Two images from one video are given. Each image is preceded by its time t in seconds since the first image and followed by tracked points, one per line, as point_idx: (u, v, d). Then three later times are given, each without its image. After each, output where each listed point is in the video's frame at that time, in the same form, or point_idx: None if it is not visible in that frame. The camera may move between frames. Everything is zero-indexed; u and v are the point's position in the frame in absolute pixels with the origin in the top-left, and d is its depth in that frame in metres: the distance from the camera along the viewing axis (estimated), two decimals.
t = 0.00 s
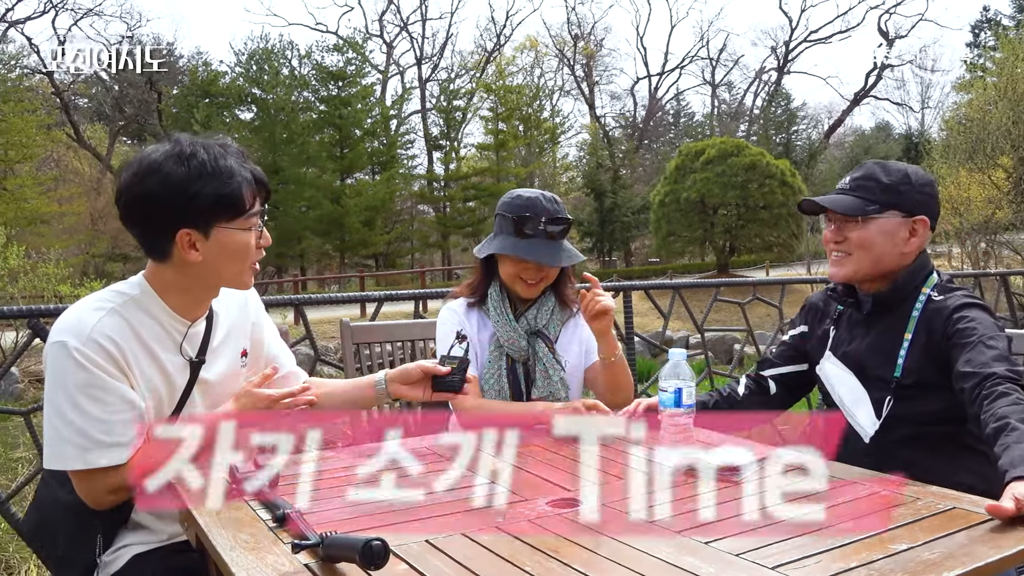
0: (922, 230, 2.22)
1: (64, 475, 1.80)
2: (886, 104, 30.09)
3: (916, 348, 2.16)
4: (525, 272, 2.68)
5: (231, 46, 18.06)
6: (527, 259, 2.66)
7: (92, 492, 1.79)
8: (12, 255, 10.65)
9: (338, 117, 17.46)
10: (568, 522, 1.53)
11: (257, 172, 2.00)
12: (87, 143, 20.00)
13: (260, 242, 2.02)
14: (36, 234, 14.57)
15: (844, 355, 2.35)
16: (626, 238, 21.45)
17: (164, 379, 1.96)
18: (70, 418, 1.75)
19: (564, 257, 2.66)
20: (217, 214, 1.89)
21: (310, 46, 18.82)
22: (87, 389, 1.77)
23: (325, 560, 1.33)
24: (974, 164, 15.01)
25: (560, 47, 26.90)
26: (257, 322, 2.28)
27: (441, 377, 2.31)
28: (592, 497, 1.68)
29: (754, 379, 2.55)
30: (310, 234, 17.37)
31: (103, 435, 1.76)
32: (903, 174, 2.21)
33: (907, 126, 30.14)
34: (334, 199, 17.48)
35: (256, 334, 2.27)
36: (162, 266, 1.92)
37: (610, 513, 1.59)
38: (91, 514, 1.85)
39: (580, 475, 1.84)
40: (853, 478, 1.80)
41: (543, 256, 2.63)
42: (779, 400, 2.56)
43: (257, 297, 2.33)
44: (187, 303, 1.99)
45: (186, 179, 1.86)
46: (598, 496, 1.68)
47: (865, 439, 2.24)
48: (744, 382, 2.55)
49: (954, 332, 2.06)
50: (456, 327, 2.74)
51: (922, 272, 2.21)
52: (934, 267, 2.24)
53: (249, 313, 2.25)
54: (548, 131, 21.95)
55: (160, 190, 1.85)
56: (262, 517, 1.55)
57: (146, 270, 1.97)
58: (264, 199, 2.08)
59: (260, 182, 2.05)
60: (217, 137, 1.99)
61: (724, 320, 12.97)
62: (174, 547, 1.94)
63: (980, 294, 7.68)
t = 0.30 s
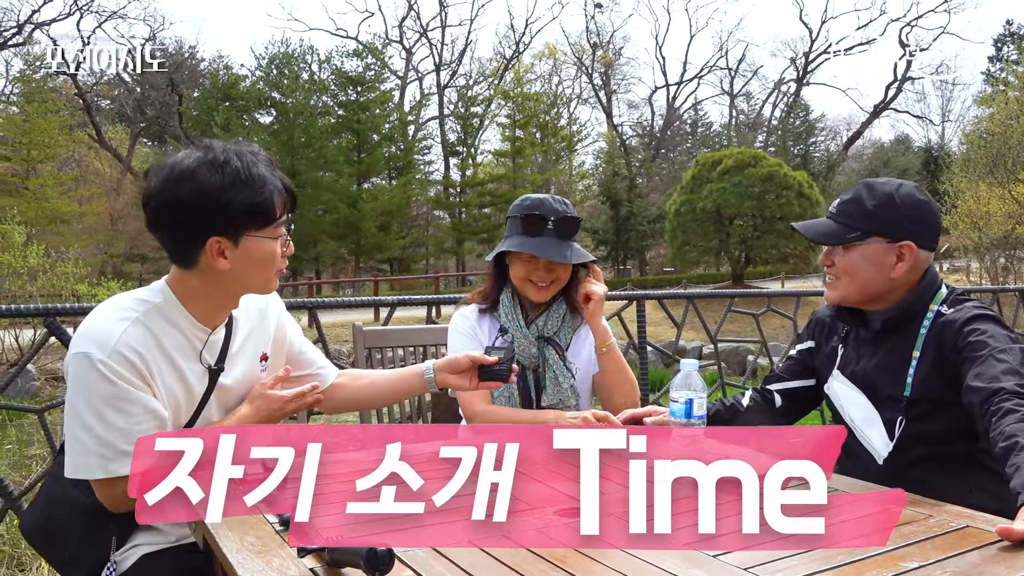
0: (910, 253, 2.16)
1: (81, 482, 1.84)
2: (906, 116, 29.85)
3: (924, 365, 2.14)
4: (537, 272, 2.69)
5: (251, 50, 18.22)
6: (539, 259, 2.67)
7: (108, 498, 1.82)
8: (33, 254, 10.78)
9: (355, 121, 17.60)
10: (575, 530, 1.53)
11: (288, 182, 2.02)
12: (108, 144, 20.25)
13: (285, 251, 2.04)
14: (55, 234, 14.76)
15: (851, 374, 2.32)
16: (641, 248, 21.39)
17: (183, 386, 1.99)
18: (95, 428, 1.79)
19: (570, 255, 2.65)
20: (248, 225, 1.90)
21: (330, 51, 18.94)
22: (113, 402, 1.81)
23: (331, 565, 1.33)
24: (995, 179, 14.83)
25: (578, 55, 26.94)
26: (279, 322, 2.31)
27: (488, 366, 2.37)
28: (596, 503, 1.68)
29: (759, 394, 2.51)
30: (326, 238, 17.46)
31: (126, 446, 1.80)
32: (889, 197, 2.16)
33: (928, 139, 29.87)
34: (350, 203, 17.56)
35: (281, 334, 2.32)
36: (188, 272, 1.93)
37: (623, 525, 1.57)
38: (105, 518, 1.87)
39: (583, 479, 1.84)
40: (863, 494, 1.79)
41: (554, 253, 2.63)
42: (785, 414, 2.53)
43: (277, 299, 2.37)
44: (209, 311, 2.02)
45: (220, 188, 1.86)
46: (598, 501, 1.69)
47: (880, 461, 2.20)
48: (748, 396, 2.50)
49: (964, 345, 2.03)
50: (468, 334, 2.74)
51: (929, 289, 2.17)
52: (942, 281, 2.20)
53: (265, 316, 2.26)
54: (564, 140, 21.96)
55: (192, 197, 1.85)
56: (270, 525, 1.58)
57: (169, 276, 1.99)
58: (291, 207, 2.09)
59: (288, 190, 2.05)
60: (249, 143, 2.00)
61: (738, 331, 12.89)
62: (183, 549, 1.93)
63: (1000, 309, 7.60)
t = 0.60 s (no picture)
0: (895, 259, 2.16)
1: (83, 484, 1.83)
2: (905, 117, 29.87)
3: (912, 365, 2.14)
4: (536, 270, 2.69)
5: (250, 53, 18.23)
6: (540, 256, 2.67)
7: (109, 501, 1.81)
8: (32, 259, 10.77)
9: (354, 124, 17.60)
10: (572, 532, 1.52)
11: (311, 198, 2.00)
12: (106, 149, 20.27)
13: (302, 265, 2.02)
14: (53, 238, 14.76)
15: (841, 375, 2.33)
16: (640, 249, 21.43)
17: (192, 395, 1.98)
18: (103, 434, 1.78)
19: (570, 251, 2.65)
20: (270, 240, 1.88)
21: (329, 54, 18.95)
22: (123, 409, 1.80)
23: (327, 569, 1.32)
24: (993, 178, 14.85)
25: (576, 57, 26.98)
26: (290, 332, 2.27)
27: (499, 373, 2.42)
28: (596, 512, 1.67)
29: (759, 398, 2.51)
30: (325, 241, 17.46)
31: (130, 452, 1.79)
32: (872, 202, 2.15)
33: (926, 139, 29.92)
34: (349, 206, 17.55)
35: (292, 342, 2.28)
36: (206, 283, 1.91)
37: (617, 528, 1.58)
38: (107, 520, 1.87)
39: (581, 480, 1.83)
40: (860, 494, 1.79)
41: (554, 249, 2.63)
42: (785, 415, 2.54)
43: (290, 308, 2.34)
44: (225, 321, 2.00)
45: (246, 203, 1.85)
46: (595, 502, 1.68)
47: (868, 460, 2.22)
48: (750, 401, 2.50)
49: (951, 344, 2.02)
50: (463, 340, 2.71)
51: (918, 290, 2.17)
52: (931, 282, 2.20)
53: (278, 324, 2.23)
54: (563, 142, 22.01)
55: (217, 210, 1.83)
56: (266, 526, 1.57)
57: (186, 284, 1.97)
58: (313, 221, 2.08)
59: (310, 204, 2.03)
60: (274, 157, 1.97)
61: (737, 332, 12.90)
62: (184, 553, 1.93)
63: (999, 309, 7.59)
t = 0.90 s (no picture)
0: (891, 266, 2.16)
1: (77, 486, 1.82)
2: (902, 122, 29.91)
3: (909, 370, 2.14)
4: (543, 274, 2.69)
5: (248, 56, 18.24)
6: (546, 260, 2.69)
7: (103, 504, 1.80)
8: (27, 261, 10.73)
9: (352, 127, 17.57)
10: (567, 538, 1.51)
11: (314, 204, 2.00)
12: (103, 151, 20.25)
13: (305, 271, 2.02)
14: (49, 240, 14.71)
15: (839, 382, 2.33)
16: (638, 253, 21.43)
17: (192, 400, 1.96)
18: (99, 438, 1.76)
19: (575, 252, 2.67)
20: (273, 245, 1.88)
21: (327, 57, 18.95)
22: (121, 413, 1.78)
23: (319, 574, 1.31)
24: (990, 184, 14.90)
25: (574, 61, 27.02)
26: (290, 337, 2.26)
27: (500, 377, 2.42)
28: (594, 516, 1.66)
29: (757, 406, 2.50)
30: (323, 244, 17.46)
31: (127, 457, 1.77)
32: (866, 210, 2.16)
33: (923, 144, 30.00)
34: (347, 209, 17.51)
35: (292, 346, 2.26)
36: (209, 288, 1.90)
37: (610, 531, 1.57)
38: (99, 521, 1.86)
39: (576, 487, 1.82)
40: (858, 500, 1.78)
41: (563, 251, 2.67)
42: (784, 422, 2.53)
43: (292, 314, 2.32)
44: (225, 327, 1.98)
45: (249, 207, 1.84)
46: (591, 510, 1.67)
47: (864, 466, 2.21)
48: (748, 407, 2.51)
49: (947, 348, 2.02)
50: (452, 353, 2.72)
51: (915, 295, 2.17)
52: (928, 287, 2.20)
53: (279, 330, 2.21)
54: (561, 145, 22.02)
55: (219, 215, 1.82)
56: (258, 528, 1.54)
57: (188, 289, 1.96)
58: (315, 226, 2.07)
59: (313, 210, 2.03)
60: (276, 162, 1.97)
61: (734, 336, 12.92)
62: (177, 557, 1.91)
63: (995, 314, 7.60)
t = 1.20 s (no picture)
0: (900, 265, 2.16)
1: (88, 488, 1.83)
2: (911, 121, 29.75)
3: (920, 369, 2.12)
4: (548, 270, 2.71)
5: (255, 61, 18.32)
6: (549, 256, 2.70)
7: (113, 506, 1.81)
8: (38, 267, 10.80)
9: (360, 131, 17.59)
10: (577, 540, 1.50)
11: (323, 202, 2.02)
12: (113, 157, 20.40)
13: (315, 270, 2.02)
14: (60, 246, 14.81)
15: (849, 380, 2.31)
16: (646, 254, 21.38)
17: (203, 403, 1.95)
18: (111, 439, 1.76)
19: (575, 249, 2.69)
20: (282, 240, 1.89)
21: (334, 61, 19.02)
22: (132, 415, 1.77)
23: None
24: (1000, 182, 14.81)
25: (581, 63, 27.02)
26: (303, 344, 2.25)
27: (512, 379, 2.43)
28: (603, 517, 1.65)
29: (765, 405, 2.49)
30: (331, 247, 17.55)
31: (138, 458, 1.78)
32: (877, 208, 2.15)
33: (932, 143, 29.83)
34: (355, 213, 17.56)
35: (305, 354, 2.25)
36: (220, 286, 1.91)
37: (620, 532, 1.56)
38: (110, 524, 1.86)
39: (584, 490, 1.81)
40: (869, 500, 1.76)
41: (567, 247, 2.69)
42: (790, 421, 2.52)
43: (302, 316, 2.32)
44: (236, 329, 1.98)
45: (257, 200, 1.85)
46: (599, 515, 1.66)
47: (876, 467, 2.20)
48: (757, 405, 2.49)
49: (959, 346, 2.00)
50: (459, 354, 2.73)
51: (925, 294, 2.15)
52: (939, 286, 2.18)
53: (291, 336, 2.21)
54: (569, 147, 22.01)
55: (228, 211, 1.84)
56: (267, 532, 1.53)
57: (201, 290, 1.96)
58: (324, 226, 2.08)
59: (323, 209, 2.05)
60: (284, 162, 2.00)
61: (743, 337, 12.89)
62: (186, 560, 1.93)
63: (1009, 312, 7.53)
